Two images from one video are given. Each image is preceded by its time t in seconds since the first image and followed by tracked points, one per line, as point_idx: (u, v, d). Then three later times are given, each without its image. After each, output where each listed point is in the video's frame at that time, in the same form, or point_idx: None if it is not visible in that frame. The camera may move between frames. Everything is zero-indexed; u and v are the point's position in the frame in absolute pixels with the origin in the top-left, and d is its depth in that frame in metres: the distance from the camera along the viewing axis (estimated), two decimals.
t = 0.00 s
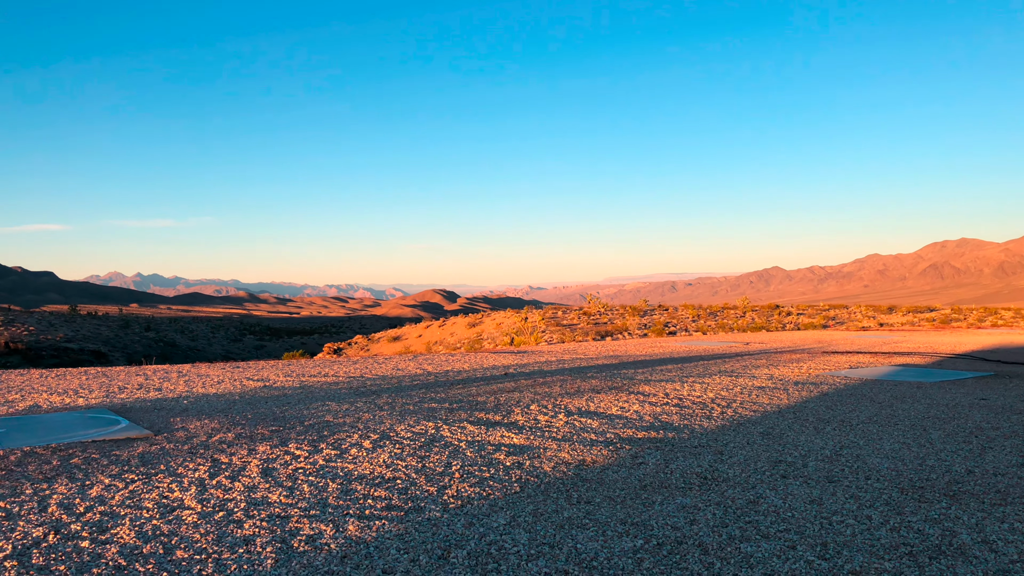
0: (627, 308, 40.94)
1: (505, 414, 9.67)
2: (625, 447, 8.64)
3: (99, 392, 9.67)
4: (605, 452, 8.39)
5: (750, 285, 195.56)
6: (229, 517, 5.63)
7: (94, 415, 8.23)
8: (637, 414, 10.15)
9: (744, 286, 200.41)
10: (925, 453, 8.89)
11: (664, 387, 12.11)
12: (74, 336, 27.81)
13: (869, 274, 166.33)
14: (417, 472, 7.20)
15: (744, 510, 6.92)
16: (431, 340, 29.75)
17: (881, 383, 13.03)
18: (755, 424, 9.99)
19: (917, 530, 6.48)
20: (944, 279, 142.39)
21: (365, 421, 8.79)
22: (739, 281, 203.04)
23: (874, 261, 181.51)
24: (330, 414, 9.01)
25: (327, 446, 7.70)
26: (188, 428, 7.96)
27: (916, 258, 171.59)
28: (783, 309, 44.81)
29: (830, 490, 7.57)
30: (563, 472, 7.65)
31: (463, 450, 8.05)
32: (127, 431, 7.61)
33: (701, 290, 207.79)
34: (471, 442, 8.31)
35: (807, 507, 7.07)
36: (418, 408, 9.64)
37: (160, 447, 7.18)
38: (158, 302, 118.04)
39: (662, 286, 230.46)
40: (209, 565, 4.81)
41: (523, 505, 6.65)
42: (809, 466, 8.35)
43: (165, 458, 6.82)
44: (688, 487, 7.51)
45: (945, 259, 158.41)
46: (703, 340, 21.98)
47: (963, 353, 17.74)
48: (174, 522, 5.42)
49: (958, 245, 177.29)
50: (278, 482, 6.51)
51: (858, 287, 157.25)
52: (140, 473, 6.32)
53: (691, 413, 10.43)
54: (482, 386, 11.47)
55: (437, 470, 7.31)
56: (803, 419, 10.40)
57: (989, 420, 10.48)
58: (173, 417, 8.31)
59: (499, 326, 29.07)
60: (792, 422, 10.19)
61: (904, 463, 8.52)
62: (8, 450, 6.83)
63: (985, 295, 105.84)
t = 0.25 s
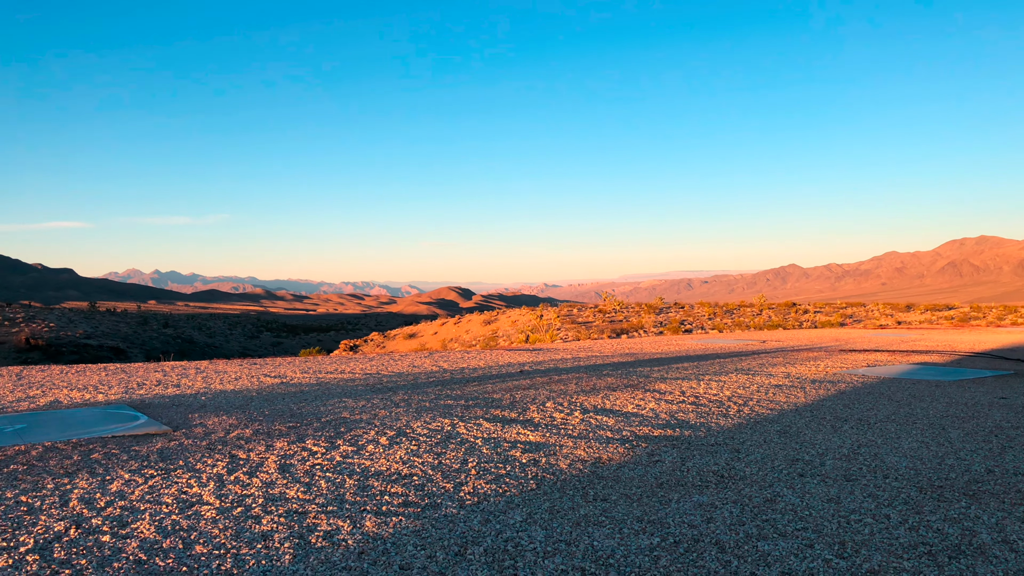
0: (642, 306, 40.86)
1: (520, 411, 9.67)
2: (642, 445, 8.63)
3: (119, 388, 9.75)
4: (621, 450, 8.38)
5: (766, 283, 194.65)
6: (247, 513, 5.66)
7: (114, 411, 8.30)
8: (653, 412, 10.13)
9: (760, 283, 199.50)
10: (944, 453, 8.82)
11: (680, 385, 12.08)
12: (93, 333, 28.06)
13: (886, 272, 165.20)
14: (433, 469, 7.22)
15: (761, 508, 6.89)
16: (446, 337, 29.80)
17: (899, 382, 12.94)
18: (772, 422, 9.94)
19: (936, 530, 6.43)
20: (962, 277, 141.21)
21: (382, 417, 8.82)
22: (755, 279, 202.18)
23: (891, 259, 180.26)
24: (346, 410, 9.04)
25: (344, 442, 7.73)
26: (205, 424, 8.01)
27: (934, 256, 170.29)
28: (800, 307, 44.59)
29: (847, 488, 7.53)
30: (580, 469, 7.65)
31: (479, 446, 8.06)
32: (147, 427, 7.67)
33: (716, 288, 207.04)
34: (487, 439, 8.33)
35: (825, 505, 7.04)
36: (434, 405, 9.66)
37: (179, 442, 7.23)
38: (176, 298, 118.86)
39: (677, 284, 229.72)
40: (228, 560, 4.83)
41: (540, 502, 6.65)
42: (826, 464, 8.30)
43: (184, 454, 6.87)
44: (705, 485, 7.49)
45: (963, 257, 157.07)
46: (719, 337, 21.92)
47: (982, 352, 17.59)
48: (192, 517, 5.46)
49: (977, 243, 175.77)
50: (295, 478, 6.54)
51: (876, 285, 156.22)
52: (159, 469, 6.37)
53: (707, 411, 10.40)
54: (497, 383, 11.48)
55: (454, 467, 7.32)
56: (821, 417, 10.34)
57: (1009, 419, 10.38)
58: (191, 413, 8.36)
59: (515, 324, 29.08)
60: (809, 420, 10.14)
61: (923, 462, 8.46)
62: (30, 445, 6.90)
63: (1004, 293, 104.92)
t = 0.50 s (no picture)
0: (659, 303, 40.75)
1: (537, 409, 9.67)
2: (659, 443, 8.60)
3: (139, 385, 9.83)
4: (639, 448, 8.36)
5: (783, 281, 193.66)
6: (267, 508, 5.69)
7: (135, 407, 8.36)
8: (670, 410, 10.10)
9: (777, 281, 198.47)
10: (965, 451, 8.73)
11: (697, 383, 12.05)
12: (114, 330, 28.32)
13: (905, 269, 163.94)
14: (451, 466, 7.23)
15: (780, 506, 6.86)
16: (463, 334, 29.84)
17: (919, 380, 12.84)
18: (790, 420, 9.89)
19: (957, 529, 6.38)
20: (982, 275, 139.93)
21: (399, 414, 8.84)
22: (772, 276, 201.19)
23: (910, 256, 178.84)
24: (364, 407, 9.07)
25: (362, 438, 7.76)
26: (225, 420, 8.06)
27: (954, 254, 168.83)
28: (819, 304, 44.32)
29: (867, 487, 7.48)
30: (597, 467, 7.64)
31: (496, 443, 8.07)
32: (166, 423, 7.72)
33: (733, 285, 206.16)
34: (504, 436, 8.33)
35: (844, 504, 7.00)
36: (451, 402, 9.68)
37: (198, 438, 7.28)
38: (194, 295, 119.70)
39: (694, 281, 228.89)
40: (248, 556, 4.86)
41: (557, 499, 6.65)
42: (845, 463, 8.25)
43: (204, 450, 6.91)
44: (723, 482, 7.47)
45: (983, 254, 155.64)
46: (736, 335, 21.83)
47: (1004, 350, 17.41)
48: (212, 512, 5.50)
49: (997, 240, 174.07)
50: (314, 474, 6.57)
51: (894, 282, 155.08)
52: (179, 464, 6.42)
53: (725, 409, 10.36)
54: (514, 380, 11.49)
55: (471, 464, 7.33)
56: (839, 415, 10.28)
57: None
58: (210, 409, 8.42)
59: (531, 321, 29.07)
60: (828, 418, 10.08)
61: (943, 461, 8.38)
62: (52, 440, 6.96)
63: None
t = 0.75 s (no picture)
0: (679, 301, 40.60)
1: (557, 406, 9.67)
2: (680, 441, 8.58)
3: (163, 381, 9.93)
4: (660, 446, 8.34)
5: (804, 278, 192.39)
6: (289, 504, 5.73)
7: (159, 403, 8.46)
8: (691, 408, 10.06)
9: (798, 278, 197.21)
10: (990, 451, 8.64)
11: (717, 381, 12.00)
12: (137, 326, 28.61)
13: (928, 267, 162.38)
14: (471, 463, 7.24)
15: (802, 505, 6.82)
16: (482, 331, 29.88)
17: (942, 378, 12.72)
18: (811, 419, 9.82)
19: (982, 529, 6.31)
20: (1006, 272, 138.32)
21: (420, 411, 8.86)
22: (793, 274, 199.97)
23: (933, 254, 177.08)
24: (385, 403, 9.11)
25: (383, 435, 7.79)
26: (247, 416, 8.13)
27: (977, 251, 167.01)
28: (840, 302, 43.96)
29: (889, 486, 7.42)
30: (617, 464, 7.63)
31: (516, 441, 8.07)
32: (190, 419, 7.79)
33: (753, 283, 205.06)
34: (524, 434, 8.34)
35: (867, 503, 6.95)
36: (471, 399, 9.70)
37: (221, 434, 7.34)
38: (215, 292, 120.63)
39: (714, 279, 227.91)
40: (271, 551, 4.90)
41: (578, 496, 6.65)
42: (867, 462, 8.19)
43: (227, 446, 6.97)
44: (744, 481, 7.44)
45: (1008, 252, 153.83)
46: (757, 333, 21.72)
47: None
48: (236, 508, 5.54)
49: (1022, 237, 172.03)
50: (336, 470, 6.60)
51: (917, 280, 153.65)
52: (203, 460, 6.47)
53: (745, 407, 10.31)
54: (533, 378, 11.49)
55: (491, 461, 7.33)
56: (861, 414, 10.20)
57: None
58: (233, 406, 8.49)
59: (550, 319, 29.06)
60: (850, 417, 10.00)
61: (967, 460, 8.29)
62: (78, 435, 7.04)
63: None
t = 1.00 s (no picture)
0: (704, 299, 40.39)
1: (582, 404, 9.66)
2: (705, 439, 8.54)
3: (191, 377, 10.05)
4: (685, 444, 8.31)
5: (830, 276, 190.68)
6: (316, 500, 5.77)
7: (188, 399, 8.55)
8: (716, 406, 10.02)
9: (824, 276, 195.46)
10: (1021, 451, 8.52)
11: (743, 379, 11.94)
12: (166, 323, 28.97)
13: (956, 265, 160.32)
14: (496, 460, 7.26)
15: (829, 505, 6.77)
16: (506, 329, 29.93)
17: (972, 377, 12.56)
18: (838, 417, 9.74)
19: (1014, 531, 6.23)
20: None
21: (445, 408, 8.90)
22: (819, 272, 198.23)
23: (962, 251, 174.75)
24: (410, 400, 9.15)
25: (408, 432, 7.83)
26: (274, 412, 8.19)
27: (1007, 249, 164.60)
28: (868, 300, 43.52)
29: (918, 486, 7.34)
30: (642, 463, 7.61)
31: (541, 438, 8.08)
32: (218, 415, 7.87)
33: (778, 281, 203.55)
34: (549, 431, 8.34)
35: (895, 503, 6.88)
36: (496, 397, 9.71)
37: (249, 430, 7.41)
38: (241, 290, 121.73)
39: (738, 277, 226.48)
40: (299, 546, 4.93)
41: (603, 494, 6.64)
42: (895, 461, 8.11)
43: (255, 441, 7.03)
44: (771, 480, 7.39)
45: None
46: (783, 331, 21.57)
47: None
48: (264, 503, 5.59)
49: None
50: (362, 466, 6.64)
51: (945, 278, 151.75)
52: (231, 456, 6.53)
53: (772, 405, 10.25)
54: (558, 375, 11.49)
55: (516, 458, 7.35)
56: (890, 413, 10.09)
57: None
58: (260, 402, 8.57)
59: (574, 316, 29.04)
60: (878, 416, 9.90)
61: (998, 460, 8.18)
62: (109, 431, 7.14)
63: None
